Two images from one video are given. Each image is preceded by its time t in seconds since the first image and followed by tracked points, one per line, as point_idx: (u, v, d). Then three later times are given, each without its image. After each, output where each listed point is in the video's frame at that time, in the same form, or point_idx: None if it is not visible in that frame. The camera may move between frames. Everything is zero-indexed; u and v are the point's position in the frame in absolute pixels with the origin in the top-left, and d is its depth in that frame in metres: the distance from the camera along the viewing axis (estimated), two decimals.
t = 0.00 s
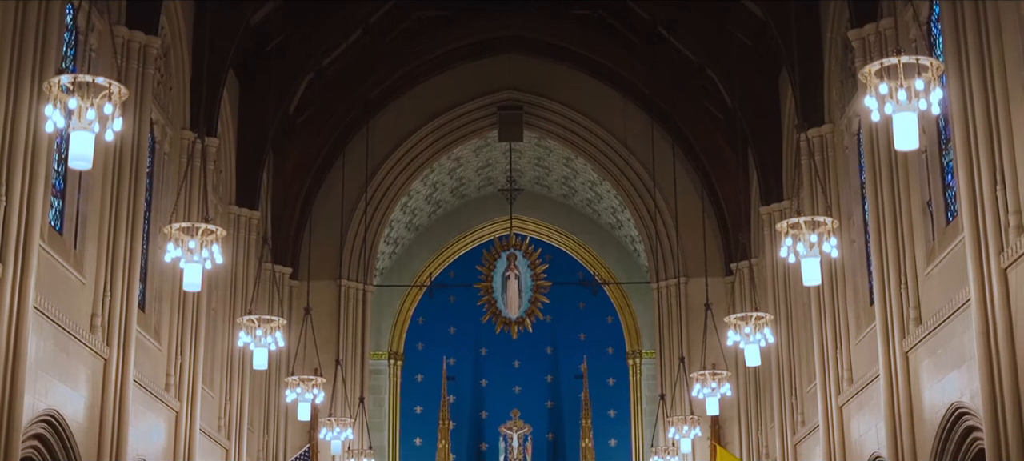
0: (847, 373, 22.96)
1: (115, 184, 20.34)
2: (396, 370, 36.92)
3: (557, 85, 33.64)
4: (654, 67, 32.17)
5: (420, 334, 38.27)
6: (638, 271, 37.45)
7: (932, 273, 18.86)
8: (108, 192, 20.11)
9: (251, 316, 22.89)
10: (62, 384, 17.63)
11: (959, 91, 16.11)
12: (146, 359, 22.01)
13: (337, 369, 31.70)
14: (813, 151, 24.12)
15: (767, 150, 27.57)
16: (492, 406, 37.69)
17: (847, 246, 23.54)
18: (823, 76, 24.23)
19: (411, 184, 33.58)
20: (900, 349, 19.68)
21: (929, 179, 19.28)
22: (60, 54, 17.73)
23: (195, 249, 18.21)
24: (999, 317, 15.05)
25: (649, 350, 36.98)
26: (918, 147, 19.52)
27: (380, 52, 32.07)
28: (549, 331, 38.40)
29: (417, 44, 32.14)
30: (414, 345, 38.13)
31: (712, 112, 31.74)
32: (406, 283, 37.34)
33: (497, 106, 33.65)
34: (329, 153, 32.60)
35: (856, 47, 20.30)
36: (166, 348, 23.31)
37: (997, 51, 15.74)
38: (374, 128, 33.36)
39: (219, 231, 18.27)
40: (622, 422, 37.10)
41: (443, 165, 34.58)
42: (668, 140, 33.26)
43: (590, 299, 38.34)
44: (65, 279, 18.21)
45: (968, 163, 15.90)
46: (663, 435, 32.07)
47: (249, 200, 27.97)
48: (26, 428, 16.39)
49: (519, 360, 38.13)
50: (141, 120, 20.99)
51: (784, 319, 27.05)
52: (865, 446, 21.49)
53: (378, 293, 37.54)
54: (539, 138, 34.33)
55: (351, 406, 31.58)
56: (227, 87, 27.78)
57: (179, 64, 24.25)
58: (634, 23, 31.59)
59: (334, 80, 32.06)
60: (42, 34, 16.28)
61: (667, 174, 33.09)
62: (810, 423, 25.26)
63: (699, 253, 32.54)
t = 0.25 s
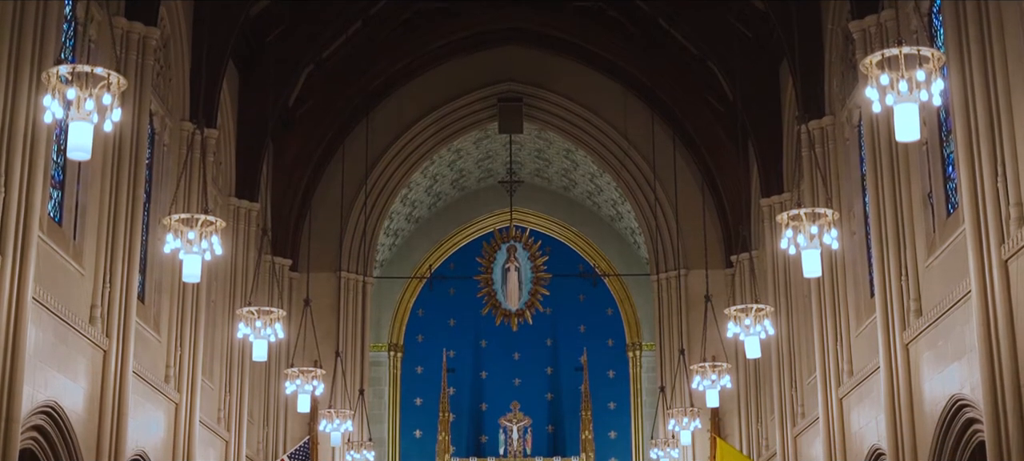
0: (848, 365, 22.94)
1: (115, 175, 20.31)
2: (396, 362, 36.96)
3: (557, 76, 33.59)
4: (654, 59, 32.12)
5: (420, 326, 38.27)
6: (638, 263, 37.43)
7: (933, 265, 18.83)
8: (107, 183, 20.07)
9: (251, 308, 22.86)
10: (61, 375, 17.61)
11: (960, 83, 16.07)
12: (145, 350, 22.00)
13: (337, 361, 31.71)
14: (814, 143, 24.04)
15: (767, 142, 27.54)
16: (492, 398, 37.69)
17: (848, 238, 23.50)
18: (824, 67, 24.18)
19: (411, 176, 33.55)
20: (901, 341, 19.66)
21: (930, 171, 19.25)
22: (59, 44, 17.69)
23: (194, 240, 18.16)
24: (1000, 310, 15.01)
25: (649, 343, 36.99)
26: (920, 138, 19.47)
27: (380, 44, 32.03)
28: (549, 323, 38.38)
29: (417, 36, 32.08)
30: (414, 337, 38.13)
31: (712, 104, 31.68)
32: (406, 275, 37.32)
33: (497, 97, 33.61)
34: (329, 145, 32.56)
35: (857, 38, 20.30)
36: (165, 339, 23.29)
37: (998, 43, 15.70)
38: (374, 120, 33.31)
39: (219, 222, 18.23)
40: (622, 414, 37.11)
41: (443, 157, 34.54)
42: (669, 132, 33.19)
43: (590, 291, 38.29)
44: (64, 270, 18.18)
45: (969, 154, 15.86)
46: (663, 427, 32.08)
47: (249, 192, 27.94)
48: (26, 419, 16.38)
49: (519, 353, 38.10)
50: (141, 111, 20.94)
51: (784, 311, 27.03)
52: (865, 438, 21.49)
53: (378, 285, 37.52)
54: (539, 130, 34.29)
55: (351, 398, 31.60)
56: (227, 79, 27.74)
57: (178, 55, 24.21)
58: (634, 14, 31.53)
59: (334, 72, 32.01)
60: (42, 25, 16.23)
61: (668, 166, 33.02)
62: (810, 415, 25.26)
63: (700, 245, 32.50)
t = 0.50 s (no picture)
0: (848, 357, 22.93)
1: (114, 167, 20.27)
2: (396, 354, 36.97)
3: (557, 68, 33.52)
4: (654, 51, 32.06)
5: (420, 318, 38.24)
6: (638, 255, 37.41)
7: (934, 257, 18.80)
8: (107, 175, 20.04)
9: (251, 299, 22.82)
10: (60, 366, 17.58)
11: (961, 75, 16.04)
12: (144, 342, 21.97)
13: (337, 353, 31.71)
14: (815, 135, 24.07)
15: (768, 134, 27.50)
16: (492, 390, 37.66)
17: (848, 230, 23.46)
18: (825, 59, 24.13)
19: (411, 167, 33.51)
20: (901, 333, 19.63)
21: (931, 163, 19.21)
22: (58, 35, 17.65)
23: (193, 232, 18.12)
24: (1001, 301, 14.98)
25: (649, 335, 36.99)
26: (921, 130, 19.42)
27: (380, 35, 31.97)
28: (549, 315, 38.33)
29: (417, 28, 32.01)
30: (414, 329, 38.10)
31: (713, 96, 31.61)
32: (406, 267, 37.29)
33: (497, 89, 33.56)
34: (329, 137, 32.52)
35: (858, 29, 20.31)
36: (165, 331, 23.27)
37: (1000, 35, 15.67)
38: (374, 112, 33.26)
39: (219, 214, 18.19)
40: (622, 406, 37.09)
41: (443, 149, 34.50)
42: (669, 124, 33.13)
43: (590, 283, 38.25)
44: (63, 261, 18.14)
45: (970, 145, 15.82)
46: (663, 419, 32.08)
47: (249, 184, 27.91)
48: (25, 410, 16.36)
49: (519, 345, 38.05)
50: (140, 102, 20.90)
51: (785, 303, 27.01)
52: (865, 430, 21.49)
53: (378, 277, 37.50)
54: (539, 122, 34.25)
55: (351, 390, 31.61)
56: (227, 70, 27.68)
57: (178, 47, 24.16)
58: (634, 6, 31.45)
59: (334, 63, 31.95)
60: (40, 15, 16.19)
61: (668, 158, 32.98)
62: (810, 408, 25.26)
63: (700, 237, 32.47)
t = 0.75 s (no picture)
0: (848, 349, 22.91)
1: (113, 158, 20.24)
2: (396, 346, 36.96)
3: (557, 60, 33.47)
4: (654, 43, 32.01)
5: (420, 310, 38.18)
6: (638, 248, 37.39)
7: (934, 249, 18.76)
8: (106, 166, 20.01)
9: (250, 290, 22.79)
10: (59, 358, 17.56)
11: (963, 68, 16.00)
12: (144, 333, 21.95)
13: (336, 345, 31.72)
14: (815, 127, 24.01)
15: (768, 126, 27.46)
16: (492, 382, 37.58)
17: (849, 222, 23.44)
18: (826, 51, 24.08)
19: (411, 159, 33.47)
20: (901, 325, 19.60)
21: (931, 154, 19.17)
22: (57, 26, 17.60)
23: (192, 223, 18.08)
24: (1002, 294, 14.94)
25: (649, 327, 36.99)
26: (922, 121, 19.36)
27: (380, 27, 31.91)
28: (549, 307, 38.25)
29: (416, 19, 31.94)
30: (414, 321, 38.04)
31: (713, 88, 31.55)
32: (406, 259, 37.26)
33: (497, 81, 33.51)
34: (329, 128, 32.48)
35: (859, 21, 20.19)
36: (165, 322, 23.24)
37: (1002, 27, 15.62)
38: (374, 103, 33.20)
39: (218, 205, 18.15)
40: (622, 398, 37.07)
41: (443, 141, 34.45)
42: (669, 116, 33.08)
43: (590, 275, 38.20)
44: (62, 253, 18.10)
45: (971, 137, 15.77)
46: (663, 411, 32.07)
47: (248, 176, 27.88)
48: (24, 402, 16.34)
49: (519, 337, 37.97)
50: (139, 94, 20.86)
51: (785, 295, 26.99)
52: (865, 422, 21.49)
53: (378, 268, 37.45)
54: (540, 114, 34.20)
55: (351, 381, 31.62)
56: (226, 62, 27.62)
57: (178, 38, 24.11)
58: None
59: (334, 55, 31.90)
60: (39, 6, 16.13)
61: (669, 150, 32.93)
62: (810, 400, 25.25)
63: (700, 229, 32.45)
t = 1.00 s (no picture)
0: (848, 341, 22.89)
1: (112, 150, 20.21)
2: (396, 338, 36.99)
3: (558, 51, 33.41)
4: (655, 34, 31.95)
5: (420, 301, 38.16)
6: (638, 240, 37.37)
7: (935, 241, 18.71)
8: (106, 158, 19.98)
9: (250, 281, 22.75)
10: (59, 349, 17.53)
11: (964, 58, 15.96)
12: (144, 325, 21.92)
13: (336, 336, 31.70)
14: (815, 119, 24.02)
15: (769, 118, 27.43)
16: (492, 374, 37.54)
17: (850, 213, 23.41)
18: (827, 42, 24.06)
19: (411, 151, 33.42)
20: (902, 317, 19.56)
21: (932, 146, 19.14)
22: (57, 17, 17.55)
23: (192, 215, 18.04)
24: (1003, 286, 14.91)
25: (649, 319, 37.00)
26: (923, 113, 19.31)
27: (380, 18, 31.87)
28: (549, 299, 38.21)
29: (416, 11, 31.88)
30: (414, 313, 38.03)
31: (714, 80, 31.49)
32: (405, 251, 37.24)
33: (497, 73, 33.46)
34: (329, 120, 32.45)
35: (860, 12, 20.19)
36: (165, 313, 23.22)
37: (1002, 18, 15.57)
38: (373, 95, 33.15)
39: (217, 196, 18.10)
40: (622, 391, 37.03)
41: (443, 133, 34.40)
42: (669, 108, 33.03)
43: (590, 267, 38.19)
44: (61, 244, 18.06)
45: (972, 128, 15.74)
46: (663, 403, 32.06)
47: (248, 167, 27.86)
48: (23, 393, 16.32)
49: (519, 329, 37.94)
50: (139, 85, 20.83)
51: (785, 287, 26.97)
52: (865, 415, 21.50)
53: (378, 260, 37.44)
54: (540, 106, 34.15)
55: (351, 373, 31.61)
56: (226, 53, 27.58)
57: (178, 30, 24.07)
58: None
59: (334, 46, 31.85)
60: None
61: (669, 142, 32.90)
62: (810, 392, 25.24)
63: (700, 221, 32.41)
